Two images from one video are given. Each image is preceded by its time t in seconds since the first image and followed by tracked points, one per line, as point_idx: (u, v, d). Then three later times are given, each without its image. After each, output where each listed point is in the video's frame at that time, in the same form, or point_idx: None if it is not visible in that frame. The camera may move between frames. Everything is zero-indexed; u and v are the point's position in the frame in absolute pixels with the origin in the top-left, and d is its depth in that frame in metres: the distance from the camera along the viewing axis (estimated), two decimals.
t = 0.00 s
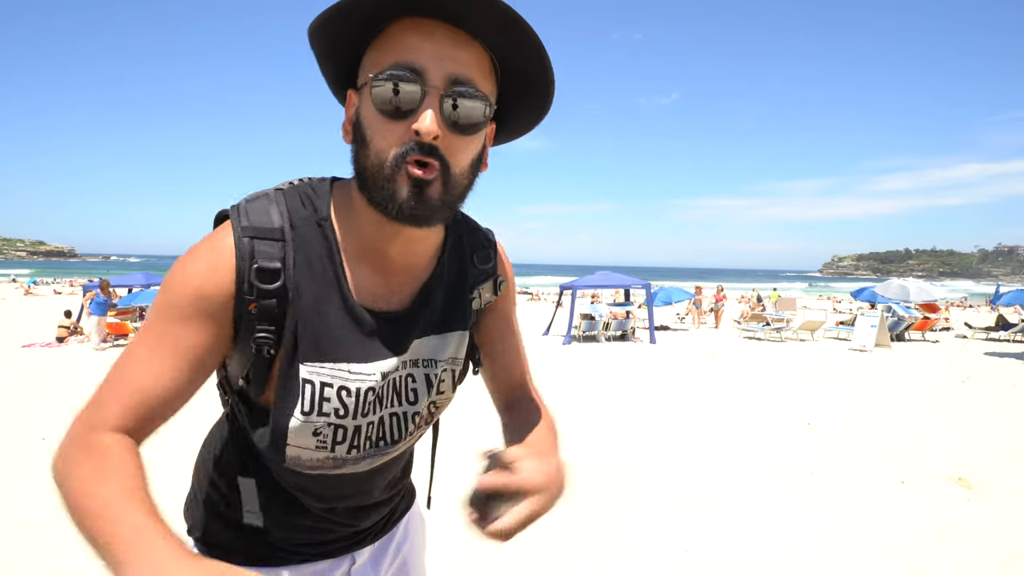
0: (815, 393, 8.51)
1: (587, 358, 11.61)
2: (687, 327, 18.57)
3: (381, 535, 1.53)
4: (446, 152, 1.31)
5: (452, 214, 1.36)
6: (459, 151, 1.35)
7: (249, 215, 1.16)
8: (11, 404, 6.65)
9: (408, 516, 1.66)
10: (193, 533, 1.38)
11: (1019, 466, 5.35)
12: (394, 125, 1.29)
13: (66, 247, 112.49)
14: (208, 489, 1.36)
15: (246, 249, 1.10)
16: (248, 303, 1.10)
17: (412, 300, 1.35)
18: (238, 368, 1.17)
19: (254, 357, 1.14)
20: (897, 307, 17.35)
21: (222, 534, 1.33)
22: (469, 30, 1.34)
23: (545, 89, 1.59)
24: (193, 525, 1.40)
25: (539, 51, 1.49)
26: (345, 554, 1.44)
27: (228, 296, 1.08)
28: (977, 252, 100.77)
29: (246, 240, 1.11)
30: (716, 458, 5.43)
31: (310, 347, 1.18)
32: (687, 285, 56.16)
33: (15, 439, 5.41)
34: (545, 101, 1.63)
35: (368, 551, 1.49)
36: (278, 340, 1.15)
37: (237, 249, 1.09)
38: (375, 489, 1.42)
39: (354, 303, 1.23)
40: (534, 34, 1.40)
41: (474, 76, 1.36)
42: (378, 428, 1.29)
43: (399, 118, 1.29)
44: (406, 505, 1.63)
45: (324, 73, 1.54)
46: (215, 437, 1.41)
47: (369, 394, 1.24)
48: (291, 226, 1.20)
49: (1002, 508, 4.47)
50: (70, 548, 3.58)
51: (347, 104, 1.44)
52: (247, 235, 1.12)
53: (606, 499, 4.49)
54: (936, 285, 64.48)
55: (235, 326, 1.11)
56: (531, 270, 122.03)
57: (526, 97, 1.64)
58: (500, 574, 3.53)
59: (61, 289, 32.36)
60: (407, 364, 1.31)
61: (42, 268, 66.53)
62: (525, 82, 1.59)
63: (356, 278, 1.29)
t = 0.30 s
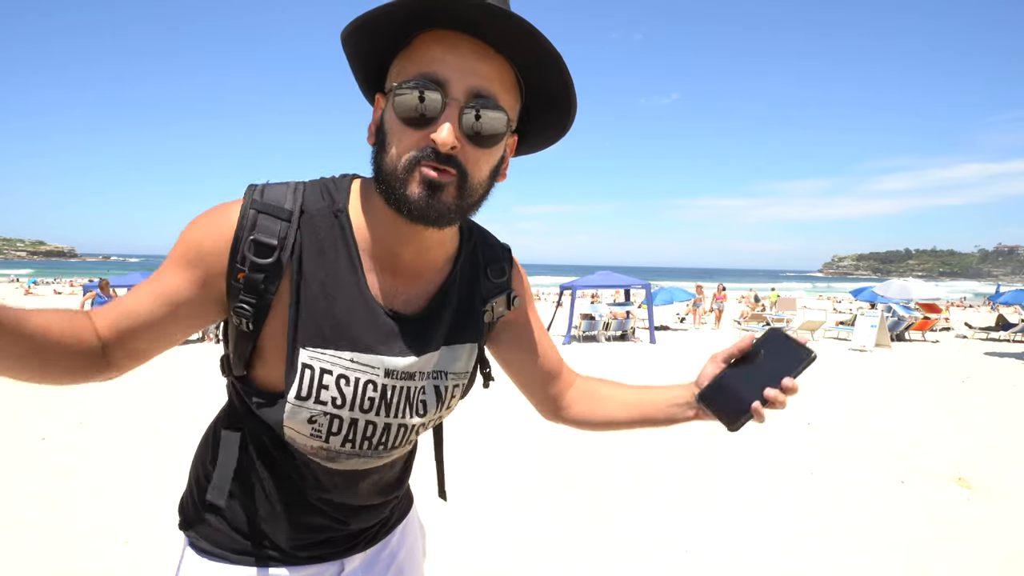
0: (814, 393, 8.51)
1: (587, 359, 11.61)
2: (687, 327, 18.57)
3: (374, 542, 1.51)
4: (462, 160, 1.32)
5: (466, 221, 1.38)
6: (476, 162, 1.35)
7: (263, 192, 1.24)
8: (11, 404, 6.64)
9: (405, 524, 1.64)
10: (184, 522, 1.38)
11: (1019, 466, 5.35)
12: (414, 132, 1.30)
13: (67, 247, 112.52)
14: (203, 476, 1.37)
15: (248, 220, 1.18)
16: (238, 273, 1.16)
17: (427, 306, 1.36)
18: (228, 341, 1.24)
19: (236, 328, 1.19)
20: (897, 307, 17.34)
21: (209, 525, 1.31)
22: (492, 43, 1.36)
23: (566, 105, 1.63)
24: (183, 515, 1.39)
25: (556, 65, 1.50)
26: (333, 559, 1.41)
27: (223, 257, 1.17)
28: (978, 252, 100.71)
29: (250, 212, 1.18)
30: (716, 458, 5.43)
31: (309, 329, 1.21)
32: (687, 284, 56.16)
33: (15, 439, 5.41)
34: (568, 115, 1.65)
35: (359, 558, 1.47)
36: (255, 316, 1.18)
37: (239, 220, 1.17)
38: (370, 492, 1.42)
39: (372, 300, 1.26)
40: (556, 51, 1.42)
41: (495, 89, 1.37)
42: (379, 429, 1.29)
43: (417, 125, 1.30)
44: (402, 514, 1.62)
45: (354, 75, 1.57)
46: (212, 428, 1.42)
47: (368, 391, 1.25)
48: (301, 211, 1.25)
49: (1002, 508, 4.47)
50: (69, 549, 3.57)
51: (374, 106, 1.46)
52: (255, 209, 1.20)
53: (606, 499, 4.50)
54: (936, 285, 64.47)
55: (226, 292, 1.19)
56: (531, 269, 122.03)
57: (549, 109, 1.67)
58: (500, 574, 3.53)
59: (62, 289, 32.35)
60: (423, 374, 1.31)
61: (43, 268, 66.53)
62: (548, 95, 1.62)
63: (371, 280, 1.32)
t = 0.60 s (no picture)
0: (815, 393, 8.50)
1: (587, 358, 11.60)
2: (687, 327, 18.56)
3: (380, 540, 1.50)
4: (478, 170, 1.29)
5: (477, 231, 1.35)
6: (492, 171, 1.33)
7: (268, 210, 1.18)
8: (11, 404, 6.63)
9: (407, 522, 1.63)
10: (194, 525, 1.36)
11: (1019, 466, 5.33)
12: (428, 139, 1.27)
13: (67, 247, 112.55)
14: (212, 479, 1.35)
15: (258, 245, 1.12)
16: (254, 298, 1.12)
17: (437, 313, 1.36)
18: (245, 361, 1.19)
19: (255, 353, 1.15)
20: (897, 307, 17.32)
21: (222, 530, 1.30)
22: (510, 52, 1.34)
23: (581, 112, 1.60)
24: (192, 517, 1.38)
25: (570, 72, 1.47)
26: (343, 557, 1.40)
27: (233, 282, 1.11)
28: (978, 251, 100.69)
29: (259, 235, 1.12)
30: (716, 459, 5.42)
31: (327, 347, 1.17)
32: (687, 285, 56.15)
33: (15, 439, 5.40)
34: (582, 123, 1.63)
35: (367, 556, 1.46)
36: (278, 340, 1.14)
37: (249, 245, 1.11)
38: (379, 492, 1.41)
39: (388, 319, 1.22)
40: (572, 56, 1.39)
41: (511, 96, 1.34)
42: (392, 437, 1.28)
43: (431, 132, 1.26)
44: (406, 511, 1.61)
45: (363, 82, 1.54)
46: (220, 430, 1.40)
47: (382, 404, 1.23)
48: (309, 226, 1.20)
49: (1002, 508, 4.46)
50: (68, 549, 3.56)
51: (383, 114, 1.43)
52: (262, 231, 1.13)
53: (606, 499, 4.49)
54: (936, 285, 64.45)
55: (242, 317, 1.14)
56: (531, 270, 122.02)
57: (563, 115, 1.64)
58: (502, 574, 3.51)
59: (63, 290, 32.36)
60: (434, 384, 1.29)
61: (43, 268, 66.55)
62: (563, 102, 1.60)
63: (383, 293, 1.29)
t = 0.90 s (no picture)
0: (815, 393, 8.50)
1: (587, 358, 11.60)
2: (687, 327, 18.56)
3: (383, 535, 1.52)
4: (495, 169, 1.26)
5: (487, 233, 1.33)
6: (505, 168, 1.31)
7: (246, 237, 1.10)
8: (11, 404, 6.64)
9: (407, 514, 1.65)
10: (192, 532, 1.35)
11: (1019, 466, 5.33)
12: (442, 142, 1.21)
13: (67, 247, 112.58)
14: (211, 487, 1.33)
15: (242, 278, 1.06)
16: (245, 331, 1.07)
17: (439, 322, 1.35)
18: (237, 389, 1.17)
19: (252, 382, 1.12)
20: (896, 307, 17.33)
21: (225, 539, 1.29)
22: (517, 44, 1.32)
23: (579, 106, 1.65)
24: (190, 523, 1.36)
25: (580, 65, 1.51)
26: (351, 554, 1.42)
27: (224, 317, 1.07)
28: (978, 252, 100.68)
29: (241, 268, 1.06)
30: (716, 458, 5.42)
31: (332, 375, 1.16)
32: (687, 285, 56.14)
33: (15, 439, 5.40)
34: (580, 116, 1.67)
35: (369, 552, 1.48)
36: (275, 369, 1.12)
37: (232, 279, 1.05)
38: (383, 495, 1.42)
39: (388, 343, 1.20)
40: (583, 46, 1.42)
41: (520, 90, 1.32)
42: (405, 450, 1.28)
43: (445, 135, 1.21)
44: (406, 505, 1.62)
45: (340, 77, 1.43)
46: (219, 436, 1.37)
47: (399, 427, 1.23)
48: (295, 251, 1.14)
49: (1001, 508, 4.45)
50: (69, 549, 3.56)
51: (370, 116, 1.34)
52: (243, 262, 1.07)
53: (606, 499, 4.48)
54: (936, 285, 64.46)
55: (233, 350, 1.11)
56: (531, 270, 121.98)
57: (559, 112, 1.68)
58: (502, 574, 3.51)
59: (63, 291, 32.39)
60: (440, 394, 1.30)
61: (42, 268, 66.54)
62: (563, 95, 1.62)
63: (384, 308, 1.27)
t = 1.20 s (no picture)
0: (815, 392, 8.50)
1: (587, 358, 11.60)
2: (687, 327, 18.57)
3: (380, 537, 1.53)
4: (488, 125, 1.27)
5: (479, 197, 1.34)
6: (495, 128, 1.32)
7: (231, 220, 1.08)
8: (11, 404, 6.64)
9: (401, 519, 1.66)
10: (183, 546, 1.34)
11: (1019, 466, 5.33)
12: (435, 99, 1.21)
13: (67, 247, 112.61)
14: (202, 499, 1.32)
15: (229, 261, 1.02)
16: (234, 319, 1.03)
17: (434, 308, 1.35)
18: (225, 385, 1.12)
19: (242, 374, 1.08)
20: (897, 307, 17.33)
21: (224, 548, 1.29)
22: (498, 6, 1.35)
23: (556, 76, 1.68)
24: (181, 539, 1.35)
25: (559, 29, 1.54)
26: (347, 558, 1.43)
27: (211, 309, 1.03)
28: (979, 251, 100.62)
29: (229, 251, 1.03)
30: (716, 458, 5.42)
31: (330, 363, 1.15)
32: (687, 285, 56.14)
33: (15, 439, 5.40)
34: (552, 86, 1.71)
35: (367, 554, 1.49)
36: (266, 358, 1.08)
37: (219, 263, 1.01)
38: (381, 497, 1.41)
39: (385, 320, 1.20)
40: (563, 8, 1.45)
41: (504, 50, 1.35)
42: (405, 439, 1.29)
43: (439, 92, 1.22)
44: (400, 509, 1.63)
45: (313, 45, 1.39)
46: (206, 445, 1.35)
47: (399, 409, 1.23)
48: (283, 234, 1.12)
49: (1002, 508, 4.46)
50: (69, 549, 3.56)
51: (351, 87, 1.32)
52: (230, 245, 1.04)
53: (608, 499, 4.49)
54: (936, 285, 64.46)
55: (220, 344, 1.06)
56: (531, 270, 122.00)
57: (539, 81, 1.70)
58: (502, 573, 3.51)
59: (64, 291, 32.40)
60: (443, 379, 1.31)
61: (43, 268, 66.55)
62: (538, 67, 1.66)
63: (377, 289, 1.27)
